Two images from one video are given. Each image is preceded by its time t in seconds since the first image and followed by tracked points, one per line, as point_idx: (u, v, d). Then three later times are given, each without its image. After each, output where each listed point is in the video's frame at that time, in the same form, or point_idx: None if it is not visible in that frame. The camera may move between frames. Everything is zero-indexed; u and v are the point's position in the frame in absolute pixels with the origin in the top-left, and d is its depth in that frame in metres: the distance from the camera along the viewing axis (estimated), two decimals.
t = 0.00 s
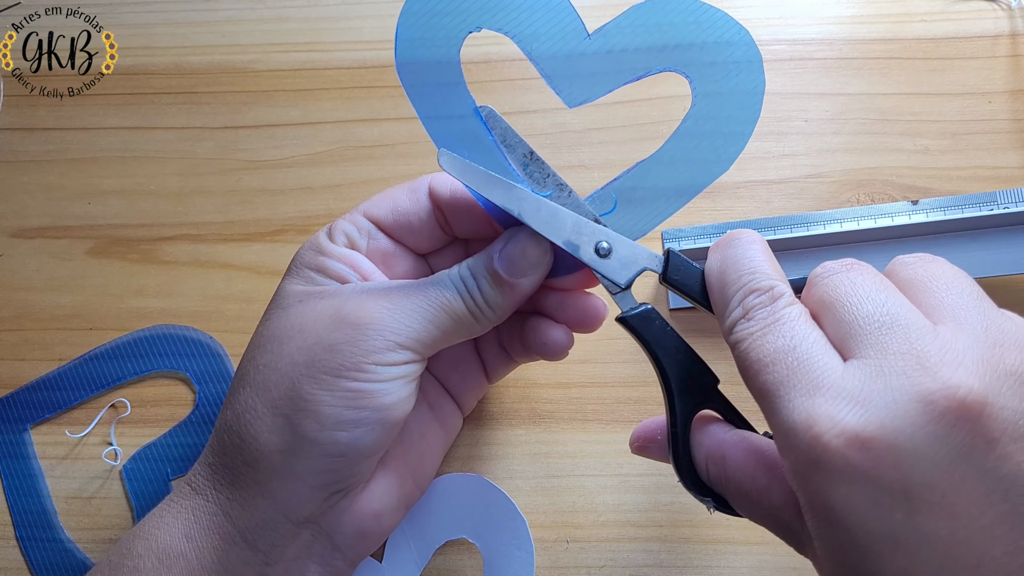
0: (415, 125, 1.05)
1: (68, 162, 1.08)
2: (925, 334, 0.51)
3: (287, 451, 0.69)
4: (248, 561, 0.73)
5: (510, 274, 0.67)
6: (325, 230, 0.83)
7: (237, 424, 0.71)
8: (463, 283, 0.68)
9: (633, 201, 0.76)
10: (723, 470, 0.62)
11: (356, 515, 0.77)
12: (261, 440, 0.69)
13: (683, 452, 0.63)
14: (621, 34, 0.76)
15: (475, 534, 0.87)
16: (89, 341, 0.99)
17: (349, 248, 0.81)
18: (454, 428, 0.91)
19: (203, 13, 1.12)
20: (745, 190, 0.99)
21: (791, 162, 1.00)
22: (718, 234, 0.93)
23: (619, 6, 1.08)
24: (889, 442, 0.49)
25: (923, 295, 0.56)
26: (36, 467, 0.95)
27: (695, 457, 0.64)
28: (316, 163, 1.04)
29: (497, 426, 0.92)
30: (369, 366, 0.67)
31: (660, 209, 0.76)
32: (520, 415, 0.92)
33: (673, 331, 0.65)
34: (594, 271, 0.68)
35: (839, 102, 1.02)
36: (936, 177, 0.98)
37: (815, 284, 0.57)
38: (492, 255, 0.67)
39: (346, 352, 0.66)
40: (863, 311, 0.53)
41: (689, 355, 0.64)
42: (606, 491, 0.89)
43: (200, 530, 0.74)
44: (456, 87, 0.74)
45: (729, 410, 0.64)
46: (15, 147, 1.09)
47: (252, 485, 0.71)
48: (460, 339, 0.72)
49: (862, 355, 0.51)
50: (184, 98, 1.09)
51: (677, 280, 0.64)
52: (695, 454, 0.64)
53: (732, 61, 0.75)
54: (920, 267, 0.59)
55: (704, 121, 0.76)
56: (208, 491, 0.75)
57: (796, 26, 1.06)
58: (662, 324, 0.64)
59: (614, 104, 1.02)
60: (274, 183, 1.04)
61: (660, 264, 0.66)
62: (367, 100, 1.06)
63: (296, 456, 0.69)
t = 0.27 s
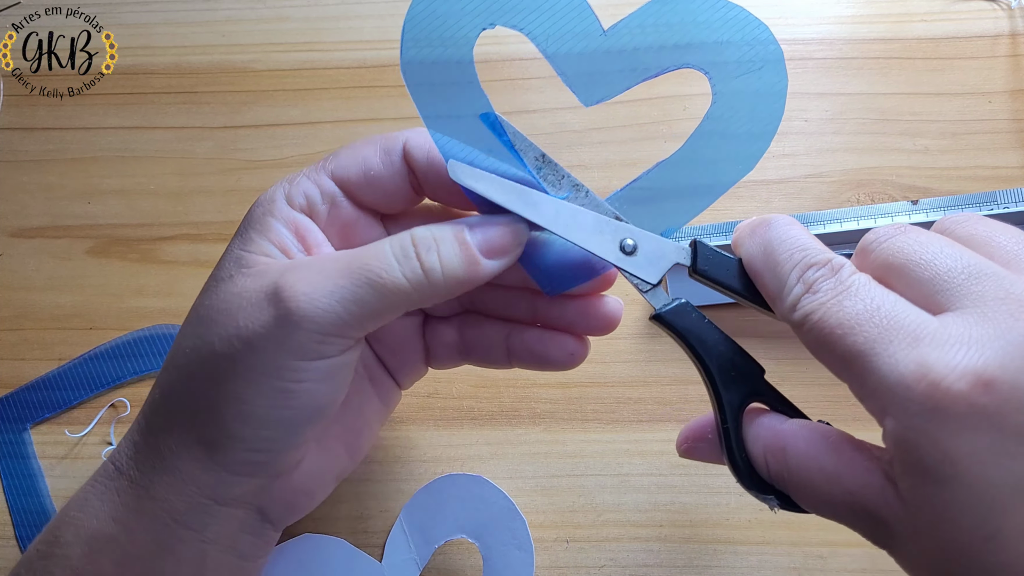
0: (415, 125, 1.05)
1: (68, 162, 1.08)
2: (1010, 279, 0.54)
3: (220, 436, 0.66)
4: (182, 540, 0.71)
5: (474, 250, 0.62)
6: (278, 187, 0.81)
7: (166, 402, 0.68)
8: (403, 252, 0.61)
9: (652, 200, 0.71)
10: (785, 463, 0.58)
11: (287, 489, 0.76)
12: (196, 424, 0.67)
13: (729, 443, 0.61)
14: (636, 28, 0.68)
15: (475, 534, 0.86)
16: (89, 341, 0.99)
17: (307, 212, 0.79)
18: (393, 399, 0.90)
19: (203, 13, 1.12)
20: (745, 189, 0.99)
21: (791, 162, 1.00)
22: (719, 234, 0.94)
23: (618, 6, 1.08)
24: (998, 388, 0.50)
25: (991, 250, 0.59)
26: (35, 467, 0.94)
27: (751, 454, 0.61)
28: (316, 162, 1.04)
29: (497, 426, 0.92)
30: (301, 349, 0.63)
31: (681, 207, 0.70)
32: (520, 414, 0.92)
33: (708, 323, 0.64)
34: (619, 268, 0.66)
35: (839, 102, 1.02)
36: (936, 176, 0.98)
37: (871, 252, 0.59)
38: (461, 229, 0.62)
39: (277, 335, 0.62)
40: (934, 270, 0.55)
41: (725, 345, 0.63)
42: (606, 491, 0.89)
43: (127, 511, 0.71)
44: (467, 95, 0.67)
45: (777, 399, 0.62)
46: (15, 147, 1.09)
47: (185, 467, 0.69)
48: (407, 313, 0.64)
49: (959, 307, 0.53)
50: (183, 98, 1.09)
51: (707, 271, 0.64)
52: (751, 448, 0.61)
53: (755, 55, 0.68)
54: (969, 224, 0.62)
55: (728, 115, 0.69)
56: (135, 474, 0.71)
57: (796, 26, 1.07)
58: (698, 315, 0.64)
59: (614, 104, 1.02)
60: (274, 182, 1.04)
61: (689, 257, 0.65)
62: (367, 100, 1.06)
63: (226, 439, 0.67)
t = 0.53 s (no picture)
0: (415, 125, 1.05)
1: (68, 162, 1.08)
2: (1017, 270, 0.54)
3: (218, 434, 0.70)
4: (164, 531, 0.74)
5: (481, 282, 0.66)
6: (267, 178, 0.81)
7: (155, 398, 0.69)
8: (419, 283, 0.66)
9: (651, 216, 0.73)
10: (812, 465, 0.59)
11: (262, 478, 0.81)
12: (191, 422, 0.69)
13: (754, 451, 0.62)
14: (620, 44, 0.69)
15: (475, 533, 0.87)
16: (89, 341, 0.99)
17: (300, 209, 0.81)
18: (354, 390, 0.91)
19: (203, 13, 1.12)
20: (745, 189, 0.99)
21: (791, 162, 1.00)
22: (719, 234, 0.93)
23: (618, 6, 1.08)
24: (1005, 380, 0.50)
25: (998, 238, 0.59)
26: (35, 467, 0.94)
27: (779, 461, 0.62)
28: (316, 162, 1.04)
29: (497, 426, 0.92)
30: (314, 360, 0.68)
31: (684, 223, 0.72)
32: (520, 415, 0.92)
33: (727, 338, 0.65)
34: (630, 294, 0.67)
35: (838, 102, 1.02)
36: (936, 176, 0.98)
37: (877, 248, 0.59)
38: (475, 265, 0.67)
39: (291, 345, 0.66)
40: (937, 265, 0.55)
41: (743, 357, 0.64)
42: (606, 491, 0.89)
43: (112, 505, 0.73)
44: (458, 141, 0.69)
45: (799, 402, 0.63)
46: (15, 147, 1.09)
47: (176, 463, 0.71)
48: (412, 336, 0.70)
49: (965, 303, 0.53)
50: (183, 98, 1.09)
51: (716, 286, 0.64)
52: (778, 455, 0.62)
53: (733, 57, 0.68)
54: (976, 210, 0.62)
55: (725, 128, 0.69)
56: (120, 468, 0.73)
57: (796, 26, 1.07)
58: (713, 331, 0.65)
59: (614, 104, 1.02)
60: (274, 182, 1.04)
61: (696, 275, 0.66)
62: (367, 100, 1.06)
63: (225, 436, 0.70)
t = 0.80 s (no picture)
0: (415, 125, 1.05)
1: (68, 162, 1.08)
2: (965, 281, 0.53)
3: (260, 441, 0.71)
4: (206, 539, 0.77)
5: (493, 287, 0.72)
6: (301, 202, 0.84)
7: (202, 404, 0.71)
8: (439, 288, 0.72)
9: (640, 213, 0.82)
10: (761, 475, 0.61)
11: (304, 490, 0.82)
12: (233, 428, 0.71)
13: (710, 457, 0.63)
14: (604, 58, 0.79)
15: (475, 533, 0.87)
16: (89, 341, 0.99)
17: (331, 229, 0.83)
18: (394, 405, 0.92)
19: (203, 13, 1.12)
20: (745, 190, 0.99)
21: (791, 162, 1.00)
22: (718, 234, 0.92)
23: (618, 6, 1.08)
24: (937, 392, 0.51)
25: (961, 240, 0.58)
26: (35, 467, 0.94)
27: (733, 467, 0.63)
28: (316, 162, 1.04)
29: (497, 426, 0.92)
30: (353, 368, 0.70)
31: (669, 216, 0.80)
32: (520, 415, 0.92)
33: (695, 344, 0.67)
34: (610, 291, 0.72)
35: (839, 102, 1.02)
36: (936, 176, 0.98)
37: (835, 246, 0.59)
38: (481, 269, 0.73)
39: (331, 351, 0.68)
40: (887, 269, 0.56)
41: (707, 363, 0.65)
42: (606, 491, 0.89)
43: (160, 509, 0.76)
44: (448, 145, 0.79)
45: (760, 414, 0.64)
46: (15, 147, 1.09)
47: (219, 469, 0.74)
48: (434, 343, 0.75)
49: (905, 313, 0.54)
50: (183, 98, 1.09)
51: (696, 282, 0.67)
52: (733, 462, 0.63)
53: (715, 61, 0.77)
54: (948, 207, 0.60)
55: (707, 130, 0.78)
56: (167, 473, 0.76)
57: (796, 26, 1.07)
58: (684, 337, 0.66)
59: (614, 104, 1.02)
60: (274, 182, 1.04)
61: (676, 271, 0.69)
62: (367, 100, 1.06)
63: (267, 444, 0.72)
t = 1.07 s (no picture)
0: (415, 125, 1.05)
1: (68, 162, 1.08)
2: (941, 289, 0.52)
3: (259, 430, 0.71)
4: (207, 532, 0.77)
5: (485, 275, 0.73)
6: (302, 197, 0.84)
7: (202, 394, 0.72)
8: (434, 277, 0.73)
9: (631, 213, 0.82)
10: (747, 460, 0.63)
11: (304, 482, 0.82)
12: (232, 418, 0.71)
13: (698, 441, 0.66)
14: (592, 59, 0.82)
15: (475, 533, 0.87)
16: (89, 341, 0.99)
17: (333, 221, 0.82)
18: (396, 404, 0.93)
19: (203, 13, 1.12)
20: (745, 190, 0.99)
21: (791, 162, 1.00)
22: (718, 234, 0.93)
23: (618, 6, 1.08)
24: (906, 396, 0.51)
25: (945, 241, 0.57)
26: (35, 467, 0.94)
27: (721, 449, 0.65)
28: (316, 162, 1.04)
29: (497, 426, 0.92)
30: (350, 356, 0.70)
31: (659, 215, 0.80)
32: (520, 415, 0.92)
33: (683, 330, 0.67)
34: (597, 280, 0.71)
35: (839, 102, 1.02)
36: (936, 177, 0.98)
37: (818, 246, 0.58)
38: (472, 258, 0.74)
39: (328, 340, 0.69)
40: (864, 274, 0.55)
41: (693, 350, 0.66)
42: (606, 491, 0.89)
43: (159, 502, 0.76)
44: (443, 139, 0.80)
45: (747, 397, 0.65)
46: (15, 147, 1.09)
47: (218, 459, 0.74)
48: (429, 334, 0.76)
49: (878, 321, 0.53)
50: (183, 98, 1.09)
51: (684, 272, 0.68)
52: (721, 444, 0.66)
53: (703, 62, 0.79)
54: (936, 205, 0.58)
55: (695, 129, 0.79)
56: (168, 464, 0.76)
57: (796, 26, 1.07)
58: (671, 325, 0.66)
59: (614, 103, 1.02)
60: (274, 182, 1.04)
61: (662, 260, 0.70)
62: (367, 100, 1.06)
63: (266, 435, 0.72)
